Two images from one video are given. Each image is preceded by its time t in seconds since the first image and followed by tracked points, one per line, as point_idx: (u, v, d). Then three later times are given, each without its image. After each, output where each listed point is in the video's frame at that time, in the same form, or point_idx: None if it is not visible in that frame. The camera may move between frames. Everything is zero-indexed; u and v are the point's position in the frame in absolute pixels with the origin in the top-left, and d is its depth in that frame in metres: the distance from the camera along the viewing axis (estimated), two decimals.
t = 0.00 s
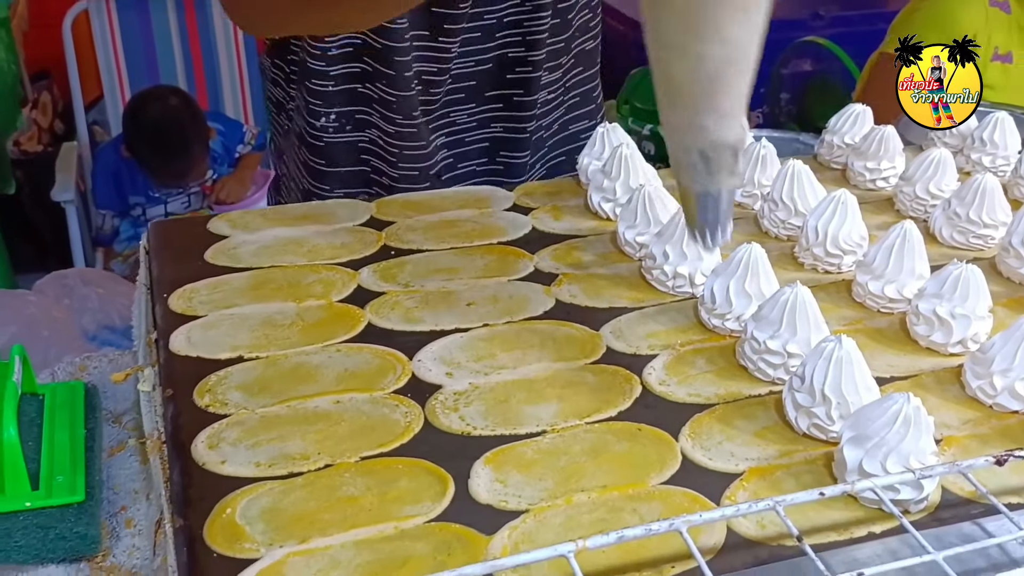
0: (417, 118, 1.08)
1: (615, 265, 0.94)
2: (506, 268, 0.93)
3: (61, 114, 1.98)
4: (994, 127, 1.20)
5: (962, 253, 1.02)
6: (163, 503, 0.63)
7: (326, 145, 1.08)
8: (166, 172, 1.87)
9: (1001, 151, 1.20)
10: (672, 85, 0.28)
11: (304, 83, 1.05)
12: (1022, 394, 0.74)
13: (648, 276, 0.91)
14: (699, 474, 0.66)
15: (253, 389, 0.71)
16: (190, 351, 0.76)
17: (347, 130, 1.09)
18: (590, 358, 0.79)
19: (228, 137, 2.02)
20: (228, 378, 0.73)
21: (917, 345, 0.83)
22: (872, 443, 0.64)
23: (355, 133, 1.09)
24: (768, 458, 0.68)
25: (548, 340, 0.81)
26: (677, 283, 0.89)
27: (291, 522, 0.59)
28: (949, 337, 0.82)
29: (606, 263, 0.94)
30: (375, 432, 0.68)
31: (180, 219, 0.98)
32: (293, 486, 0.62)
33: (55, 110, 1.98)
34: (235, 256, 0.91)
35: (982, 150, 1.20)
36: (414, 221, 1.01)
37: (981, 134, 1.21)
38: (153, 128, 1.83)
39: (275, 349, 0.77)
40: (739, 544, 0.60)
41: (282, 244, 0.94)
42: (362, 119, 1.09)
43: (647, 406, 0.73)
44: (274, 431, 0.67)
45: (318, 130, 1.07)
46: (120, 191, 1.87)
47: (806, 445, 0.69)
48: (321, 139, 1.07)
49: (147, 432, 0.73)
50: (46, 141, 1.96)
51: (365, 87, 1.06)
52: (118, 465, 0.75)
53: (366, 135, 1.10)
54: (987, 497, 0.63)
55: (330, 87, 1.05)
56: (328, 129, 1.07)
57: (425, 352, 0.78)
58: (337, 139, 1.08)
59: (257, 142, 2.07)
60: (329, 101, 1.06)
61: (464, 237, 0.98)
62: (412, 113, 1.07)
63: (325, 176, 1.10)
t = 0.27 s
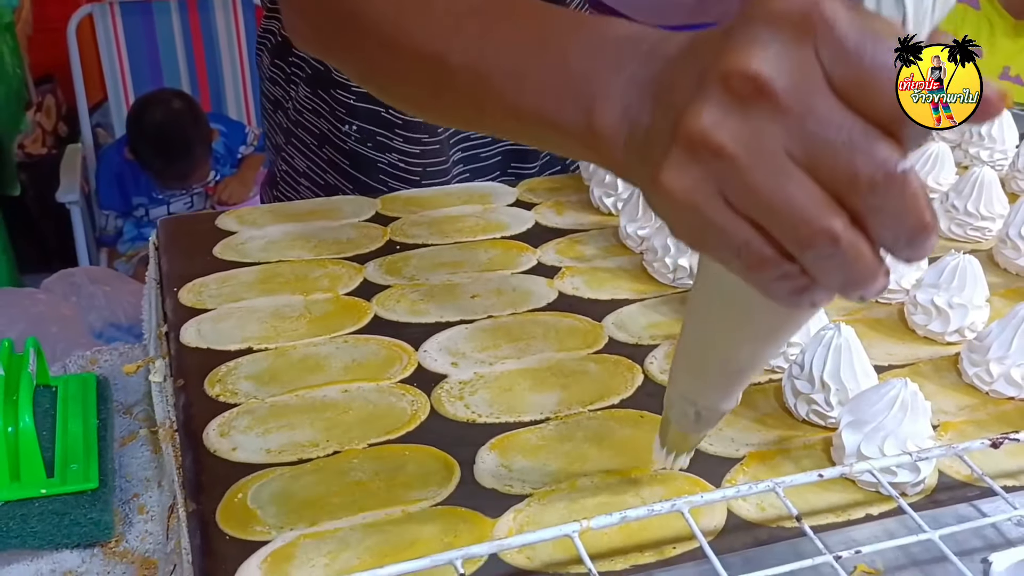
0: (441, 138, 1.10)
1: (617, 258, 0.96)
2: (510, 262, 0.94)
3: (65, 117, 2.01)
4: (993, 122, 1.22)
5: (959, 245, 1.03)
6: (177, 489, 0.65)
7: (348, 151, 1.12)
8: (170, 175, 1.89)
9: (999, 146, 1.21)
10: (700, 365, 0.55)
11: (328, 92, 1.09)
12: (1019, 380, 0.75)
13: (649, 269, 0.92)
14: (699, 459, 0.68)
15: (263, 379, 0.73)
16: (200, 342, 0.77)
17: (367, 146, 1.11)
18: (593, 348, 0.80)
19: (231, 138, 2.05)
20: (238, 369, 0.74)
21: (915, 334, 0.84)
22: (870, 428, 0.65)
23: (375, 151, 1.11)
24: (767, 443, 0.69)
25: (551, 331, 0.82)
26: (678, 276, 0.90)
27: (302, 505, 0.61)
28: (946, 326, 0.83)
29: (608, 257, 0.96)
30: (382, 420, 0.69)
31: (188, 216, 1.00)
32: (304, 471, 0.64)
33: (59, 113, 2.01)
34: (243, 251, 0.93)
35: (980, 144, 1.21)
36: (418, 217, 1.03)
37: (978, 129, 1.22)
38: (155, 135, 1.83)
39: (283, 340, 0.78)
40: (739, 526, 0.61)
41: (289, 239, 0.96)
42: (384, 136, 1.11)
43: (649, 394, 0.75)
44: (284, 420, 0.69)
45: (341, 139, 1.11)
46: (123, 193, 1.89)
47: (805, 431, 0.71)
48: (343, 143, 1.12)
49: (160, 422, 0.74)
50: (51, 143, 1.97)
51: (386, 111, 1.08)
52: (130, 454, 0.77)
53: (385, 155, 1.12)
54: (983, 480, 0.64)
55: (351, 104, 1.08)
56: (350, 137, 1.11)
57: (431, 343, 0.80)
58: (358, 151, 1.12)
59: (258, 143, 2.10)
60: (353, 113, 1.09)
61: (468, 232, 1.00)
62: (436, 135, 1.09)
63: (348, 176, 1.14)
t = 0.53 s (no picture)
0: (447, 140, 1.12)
1: (614, 252, 0.97)
2: (509, 256, 0.95)
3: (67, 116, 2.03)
4: (987, 117, 1.23)
5: (952, 238, 1.04)
6: (182, 478, 0.66)
7: (353, 149, 1.12)
8: (174, 177, 1.91)
9: (993, 140, 1.22)
10: (688, 393, 0.53)
11: (333, 93, 1.09)
12: (1008, 370, 0.76)
13: (646, 263, 0.93)
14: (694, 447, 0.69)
15: (266, 371, 0.74)
16: (204, 336, 0.79)
17: (372, 144, 1.12)
18: (590, 340, 0.81)
19: (233, 137, 2.06)
20: (241, 362, 0.75)
21: (908, 326, 0.86)
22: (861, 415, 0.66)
23: (381, 148, 1.12)
24: (761, 431, 0.70)
25: (549, 323, 0.83)
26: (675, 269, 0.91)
27: (305, 493, 0.62)
28: (937, 318, 0.84)
29: (606, 251, 0.97)
30: (384, 411, 0.71)
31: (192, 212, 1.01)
32: (306, 460, 0.65)
33: (62, 112, 2.03)
34: (246, 246, 0.94)
35: (974, 139, 1.23)
36: (418, 212, 1.04)
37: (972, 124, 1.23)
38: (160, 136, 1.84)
39: (286, 333, 0.80)
40: (733, 512, 0.62)
41: (291, 234, 0.97)
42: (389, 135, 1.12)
43: (645, 384, 0.76)
44: (287, 410, 0.70)
45: (346, 138, 1.12)
46: (127, 192, 1.90)
47: (799, 420, 0.72)
48: (348, 142, 1.12)
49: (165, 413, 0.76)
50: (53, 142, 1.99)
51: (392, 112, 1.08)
52: (136, 446, 0.78)
53: (390, 153, 1.13)
54: (972, 467, 0.66)
55: (357, 102, 1.08)
56: (356, 135, 1.11)
57: (431, 335, 0.81)
58: (364, 149, 1.12)
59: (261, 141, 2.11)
60: (358, 113, 1.09)
61: (468, 227, 1.01)
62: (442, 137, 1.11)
63: (354, 173, 1.15)
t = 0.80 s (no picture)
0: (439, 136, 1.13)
1: (608, 247, 0.98)
2: (504, 252, 0.96)
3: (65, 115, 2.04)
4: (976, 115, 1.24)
5: (941, 235, 1.05)
6: (182, 469, 0.67)
7: (347, 146, 1.14)
8: (176, 177, 1.92)
9: (982, 138, 1.24)
10: (692, 312, 0.50)
11: (326, 90, 1.12)
12: (995, 363, 0.77)
13: (639, 258, 0.95)
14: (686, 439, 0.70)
15: (265, 365, 0.75)
16: (203, 330, 0.80)
17: (365, 142, 1.14)
18: (584, 334, 0.83)
19: (232, 134, 2.07)
20: (240, 355, 0.76)
21: (896, 320, 0.87)
22: (849, 407, 0.67)
23: (373, 146, 1.14)
24: (752, 424, 0.72)
25: (544, 318, 0.85)
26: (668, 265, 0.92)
27: (304, 484, 0.63)
28: (926, 312, 0.85)
29: (600, 247, 0.98)
30: (381, 403, 0.72)
31: (191, 209, 1.02)
32: (305, 452, 0.66)
33: (60, 111, 2.03)
34: (244, 243, 0.95)
35: (964, 137, 1.24)
36: (415, 209, 1.05)
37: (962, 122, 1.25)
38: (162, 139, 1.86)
39: (284, 328, 0.81)
40: (724, 503, 0.63)
41: (289, 230, 0.98)
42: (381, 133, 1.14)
43: (638, 377, 0.77)
44: (286, 403, 0.71)
45: (339, 135, 1.14)
46: (126, 190, 1.91)
47: (789, 412, 0.73)
48: (342, 139, 1.14)
49: (165, 406, 0.77)
50: (51, 141, 2.00)
51: (384, 107, 1.11)
52: (136, 440, 0.79)
53: (383, 151, 1.14)
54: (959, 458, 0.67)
55: (349, 98, 1.11)
56: (349, 132, 1.13)
57: (427, 330, 0.82)
58: (356, 147, 1.14)
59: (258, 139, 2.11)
60: (352, 109, 1.12)
61: (464, 223, 1.02)
62: (434, 132, 1.13)
63: (348, 171, 1.17)
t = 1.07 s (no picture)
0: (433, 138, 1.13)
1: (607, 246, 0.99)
2: (503, 250, 0.97)
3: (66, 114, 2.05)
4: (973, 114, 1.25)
5: (938, 233, 1.06)
6: (185, 465, 0.68)
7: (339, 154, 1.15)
8: (175, 175, 1.92)
9: (979, 137, 1.24)
10: (630, 234, 0.45)
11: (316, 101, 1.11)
12: (989, 360, 0.78)
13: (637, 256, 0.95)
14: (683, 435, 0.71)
15: (266, 362, 0.76)
16: (205, 328, 0.80)
17: (358, 150, 1.14)
18: (583, 332, 0.83)
19: (233, 134, 2.07)
20: (241, 353, 0.77)
21: (892, 318, 0.88)
22: (845, 404, 0.68)
23: (365, 154, 1.14)
24: (749, 420, 0.72)
25: (543, 315, 0.85)
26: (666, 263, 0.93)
27: (305, 479, 0.64)
28: (922, 310, 0.86)
29: (598, 245, 0.99)
30: (381, 400, 0.72)
31: (192, 207, 1.02)
32: (306, 448, 0.67)
33: (60, 109, 2.04)
34: (245, 241, 0.96)
35: (961, 136, 1.24)
36: (415, 208, 1.05)
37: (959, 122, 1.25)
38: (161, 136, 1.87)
39: (285, 325, 0.81)
40: (721, 498, 0.64)
41: (289, 229, 0.99)
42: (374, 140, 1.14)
43: (636, 374, 0.78)
44: (286, 400, 0.72)
45: (333, 144, 1.14)
46: (125, 187, 1.92)
47: (786, 408, 0.74)
48: (335, 148, 1.14)
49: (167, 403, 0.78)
50: (51, 139, 2.01)
51: (375, 117, 1.11)
52: (138, 436, 0.80)
53: (376, 157, 1.15)
54: (953, 453, 0.68)
55: (339, 110, 1.10)
56: (342, 142, 1.14)
57: (427, 327, 0.83)
58: (350, 155, 1.15)
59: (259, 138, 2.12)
60: (343, 120, 1.12)
61: (463, 222, 1.03)
62: (428, 136, 1.12)
63: (343, 176, 1.17)
